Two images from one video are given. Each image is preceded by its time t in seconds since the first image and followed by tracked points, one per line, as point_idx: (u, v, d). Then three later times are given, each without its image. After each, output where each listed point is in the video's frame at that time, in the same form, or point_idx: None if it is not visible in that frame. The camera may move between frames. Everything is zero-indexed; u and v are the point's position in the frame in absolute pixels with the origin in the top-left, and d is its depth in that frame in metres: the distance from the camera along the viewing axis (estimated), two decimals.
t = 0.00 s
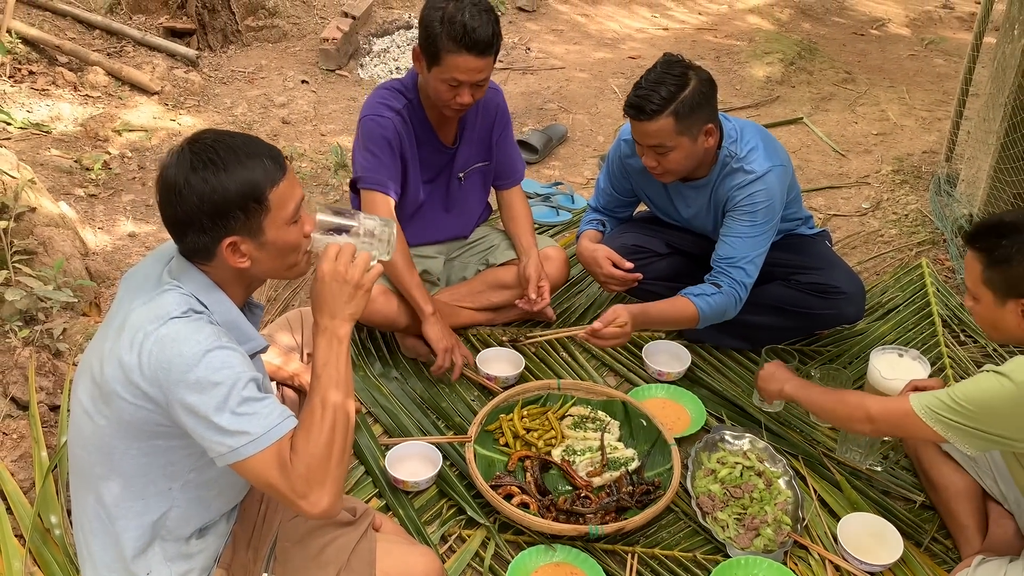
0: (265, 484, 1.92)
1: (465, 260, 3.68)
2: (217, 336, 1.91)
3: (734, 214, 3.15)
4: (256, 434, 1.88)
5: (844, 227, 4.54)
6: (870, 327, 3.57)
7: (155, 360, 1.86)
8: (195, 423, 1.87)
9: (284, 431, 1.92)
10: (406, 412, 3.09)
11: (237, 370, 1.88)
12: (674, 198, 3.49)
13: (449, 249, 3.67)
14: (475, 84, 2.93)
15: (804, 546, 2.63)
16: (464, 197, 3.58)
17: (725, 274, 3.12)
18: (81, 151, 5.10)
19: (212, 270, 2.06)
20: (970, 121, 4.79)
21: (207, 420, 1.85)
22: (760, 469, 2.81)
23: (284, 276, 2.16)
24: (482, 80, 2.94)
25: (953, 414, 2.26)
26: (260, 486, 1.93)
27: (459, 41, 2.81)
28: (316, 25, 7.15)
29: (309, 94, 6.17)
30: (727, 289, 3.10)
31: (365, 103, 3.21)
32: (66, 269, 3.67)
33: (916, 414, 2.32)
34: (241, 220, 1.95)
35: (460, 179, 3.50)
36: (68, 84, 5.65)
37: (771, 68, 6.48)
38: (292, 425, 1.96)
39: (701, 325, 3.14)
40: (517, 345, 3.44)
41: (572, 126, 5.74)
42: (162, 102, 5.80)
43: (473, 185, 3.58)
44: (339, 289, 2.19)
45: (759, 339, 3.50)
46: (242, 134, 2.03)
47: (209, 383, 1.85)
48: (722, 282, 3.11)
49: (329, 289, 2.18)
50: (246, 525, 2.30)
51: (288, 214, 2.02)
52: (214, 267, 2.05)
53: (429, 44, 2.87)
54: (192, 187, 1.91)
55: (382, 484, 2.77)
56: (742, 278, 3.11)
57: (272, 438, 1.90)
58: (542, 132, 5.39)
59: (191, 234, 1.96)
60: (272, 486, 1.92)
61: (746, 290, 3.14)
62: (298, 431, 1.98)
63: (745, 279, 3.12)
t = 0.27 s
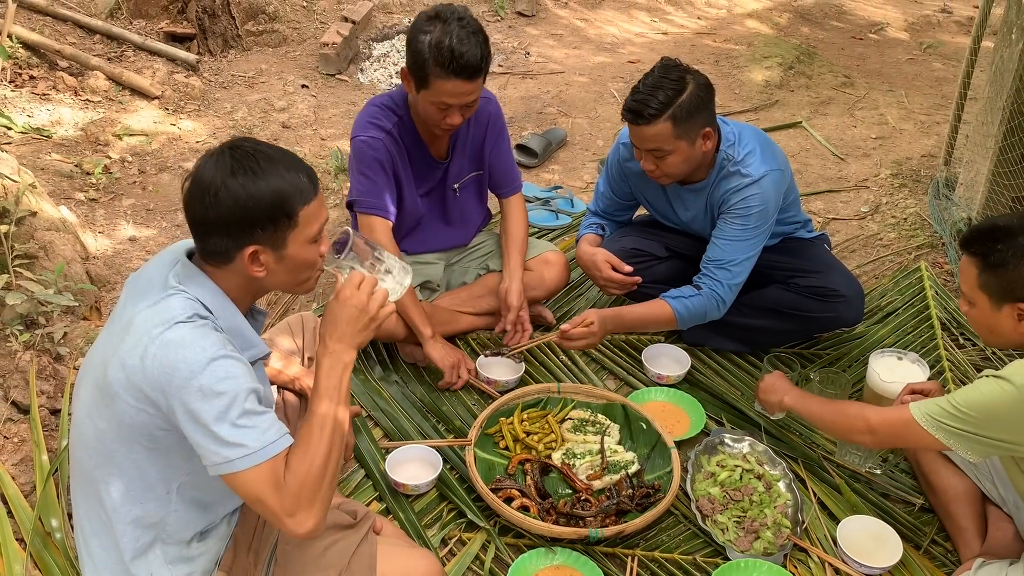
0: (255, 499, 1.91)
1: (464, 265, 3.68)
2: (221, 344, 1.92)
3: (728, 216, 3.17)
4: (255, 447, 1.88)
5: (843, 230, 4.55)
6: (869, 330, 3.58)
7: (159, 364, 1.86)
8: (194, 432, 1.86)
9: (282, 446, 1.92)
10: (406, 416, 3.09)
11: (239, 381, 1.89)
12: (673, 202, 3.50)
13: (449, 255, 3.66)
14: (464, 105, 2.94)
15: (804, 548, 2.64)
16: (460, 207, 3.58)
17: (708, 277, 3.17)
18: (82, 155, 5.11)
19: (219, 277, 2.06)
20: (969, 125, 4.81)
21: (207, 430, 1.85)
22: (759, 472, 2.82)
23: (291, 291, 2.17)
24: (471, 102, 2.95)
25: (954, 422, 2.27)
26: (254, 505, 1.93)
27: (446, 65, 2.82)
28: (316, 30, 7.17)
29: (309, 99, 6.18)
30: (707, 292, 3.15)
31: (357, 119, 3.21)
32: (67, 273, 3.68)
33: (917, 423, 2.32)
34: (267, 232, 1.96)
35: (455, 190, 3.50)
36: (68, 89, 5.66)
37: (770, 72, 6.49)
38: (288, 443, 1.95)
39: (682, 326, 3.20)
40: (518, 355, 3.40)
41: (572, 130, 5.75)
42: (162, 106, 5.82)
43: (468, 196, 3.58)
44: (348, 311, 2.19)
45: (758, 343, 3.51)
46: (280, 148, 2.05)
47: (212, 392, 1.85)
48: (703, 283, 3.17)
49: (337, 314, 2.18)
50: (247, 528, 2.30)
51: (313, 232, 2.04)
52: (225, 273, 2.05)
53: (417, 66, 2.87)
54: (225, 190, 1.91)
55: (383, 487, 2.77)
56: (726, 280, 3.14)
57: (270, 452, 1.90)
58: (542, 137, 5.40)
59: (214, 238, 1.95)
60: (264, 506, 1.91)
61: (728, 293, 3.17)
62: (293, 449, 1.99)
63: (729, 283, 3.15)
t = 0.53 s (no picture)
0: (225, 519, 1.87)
1: (463, 269, 3.68)
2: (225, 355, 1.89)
3: (723, 217, 3.18)
4: (238, 469, 1.85)
5: (841, 232, 4.56)
6: (868, 331, 3.59)
7: (161, 371, 1.83)
8: (188, 443, 1.84)
9: (262, 473, 1.89)
10: (406, 418, 3.10)
11: (238, 396, 1.86)
12: (671, 204, 3.52)
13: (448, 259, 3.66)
14: (457, 122, 2.95)
15: (804, 548, 2.64)
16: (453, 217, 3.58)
17: (698, 277, 3.18)
18: (82, 159, 5.12)
19: (224, 283, 2.02)
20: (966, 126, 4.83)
21: (200, 443, 1.83)
22: (759, 473, 2.83)
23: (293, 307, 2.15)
24: (466, 116, 2.95)
25: (956, 429, 2.27)
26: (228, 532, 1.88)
27: (439, 82, 2.82)
28: (315, 33, 7.18)
29: (309, 102, 6.20)
30: (694, 292, 3.16)
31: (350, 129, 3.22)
32: (68, 276, 3.69)
33: (922, 432, 2.32)
34: (297, 243, 1.95)
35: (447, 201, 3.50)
36: (68, 93, 5.68)
37: (768, 74, 6.51)
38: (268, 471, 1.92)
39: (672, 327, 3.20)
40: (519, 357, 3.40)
41: (570, 133, 5.76)
42: (162, 110, 5.83)
43: (462, 206, 3.58)
44: (359, 352, 2.24)
45: (757, 344, 3.52)
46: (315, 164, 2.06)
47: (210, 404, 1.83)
48: (692, 284, 3.18)
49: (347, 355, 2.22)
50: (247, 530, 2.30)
51: (336, 250, 2.05)
52: (236, 275, 1.99)
53: (410, 83, 2.88)
54: (267, 195, 1.91)
55: (383, 489, 2.78)
56: (717, 279, 3.15)
57: (250, 476, 1.87)
58: (541, 139, 5.41)
59: (242, 239, 1.92)
60: (238, 533, 1.87)
61: (717, 293, 3.16)
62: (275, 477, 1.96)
63: (717, 283, 3.15)
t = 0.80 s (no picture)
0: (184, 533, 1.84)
1: (462, 270, 3.69)
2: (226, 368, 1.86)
3: (725, 220, 3.18)
4: (215, 489, 1.82)
5: (838, 232, 4.57)
6: (865, 330, 3.59)
7: (161, 378, 1.80)
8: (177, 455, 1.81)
9: (236, 497, 1.86)
10: (404, 420, 3.11)
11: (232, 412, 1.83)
12: (668, 205, 3.52)
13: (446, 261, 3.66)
14: (459, 123, 2.95)
15: (802, 548, 2.65)
16: (450, 222, 3.58)
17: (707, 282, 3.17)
18: (79, 162, 5.12)
19: (230, 289, 1.99)
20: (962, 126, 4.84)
21: (187, 457, 1.79)
22: (757, 472, 2.83)
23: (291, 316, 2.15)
24: (467, 119, 2.96)
25: (960, 430, 2.27)
26: (184, 548, 1.85)
27: (440, 83, 2.82)
28: (312, 36, 7.19)
29: (306, 105, 6.20)
30: (706, 296, 3.15)
31: (346, 131, 3.23)
32: (65, 280, 3.69)
33: (926, 437, 2.32)
34: (309, 249, 1.96)
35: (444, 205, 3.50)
36: (65, 96, 5.67)
37: (765, 75, 6.52)
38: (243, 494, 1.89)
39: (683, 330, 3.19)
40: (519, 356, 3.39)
41: (567, 134, 5.77)
42: (159, 113, 5.83)
43: (457, 212, 3.59)
44: (349, 420, 2.27)
45: (754, 344, 3.53)
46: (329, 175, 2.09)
47: (205, 418, 1.80)
48: (703, 288, 3.17)
49: (337, 421, 2.25)
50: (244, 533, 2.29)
51: (344, 261, 2.06)
52: (242, 280, 1.97)
53: (411, 84, 2.89)
54: (285, 201, 1.93)
55: (382, 491, 2.78)
56: (725, 284, 3.15)
57: (224, 498, 1.84)
58: (538, 141, 5.42)
59: (255, 242, 1.92)
60: (192, 552, 1.84)
61: (728, 296, 3.17)
62: (243, 505, 1.96)
63: (728, 287, 3.15)
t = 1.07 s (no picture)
0: (167, 539, 1.83)
1: (457, 270, 3.70)
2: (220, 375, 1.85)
3: (729, 220, 3.17)
4: (200, 497, 1.81)
5: (833, 231, 4.58)
6: (861, 329, 3.60)
7: (155, 384, 1.79)
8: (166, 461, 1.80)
9: (220, 506, 1.85)
10: (401, 420, 3.11)
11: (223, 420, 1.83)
12: (666, 204, 3.53)
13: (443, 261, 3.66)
14: (448, 122, 2.95)
15: (798, 546, 2.66)
16: (445, 222, 3.58)
17: (726, 283, 3.07)
18: (74, 165, 5.11)
19: (228, 294, 1.99)
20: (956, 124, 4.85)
21: (176, 464, 1.79)
22: (753, 470, 2.84)
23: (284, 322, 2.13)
24: (455, 116, 2.95)
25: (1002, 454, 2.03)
26: (163, 554, 1.84)
27: (426, 82, 2.83)
28: (307, 37, 7.19)
29: (301, 106, 6.20)
30: (731, 300, 3.03)
31: (338, 133, 3.24)
32: (61, 282, 3.69)
33: (971, 472, 2.08)
34: (309, 252, 1.96)
35: (439, 206, 3.50)
36: (60, 98, 5.67)
37: (759, 74, 6.54)
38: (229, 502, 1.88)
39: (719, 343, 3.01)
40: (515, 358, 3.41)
41: (563, 134, 5.78)
42: (154, 115, 5.82)
43: (452, 213, 3.58)
44: (335, 451, 2.22)
45: (751, 343, 3.53)
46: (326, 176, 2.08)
47: (197, 426, 1.79)
48: (725, 294, 3.04)
49: (325, 450, 2.20)
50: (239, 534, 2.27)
51: (341, 266, 2.05)
52: (240, 282, 1.96)
53: (398, 85, 2.89)
54: (285, 204, 1.92)
55: (378, 491, 2.79)
56: (743, 283, 3.06)
57: (208, 506, 1.83)
58: (533, 141, 5.42)
59: (255, 243, 1.91)
60: (169, 560, 1.83)
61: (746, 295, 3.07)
62: (225, 516, 1.96)
63: (747, 284, 3.07)
